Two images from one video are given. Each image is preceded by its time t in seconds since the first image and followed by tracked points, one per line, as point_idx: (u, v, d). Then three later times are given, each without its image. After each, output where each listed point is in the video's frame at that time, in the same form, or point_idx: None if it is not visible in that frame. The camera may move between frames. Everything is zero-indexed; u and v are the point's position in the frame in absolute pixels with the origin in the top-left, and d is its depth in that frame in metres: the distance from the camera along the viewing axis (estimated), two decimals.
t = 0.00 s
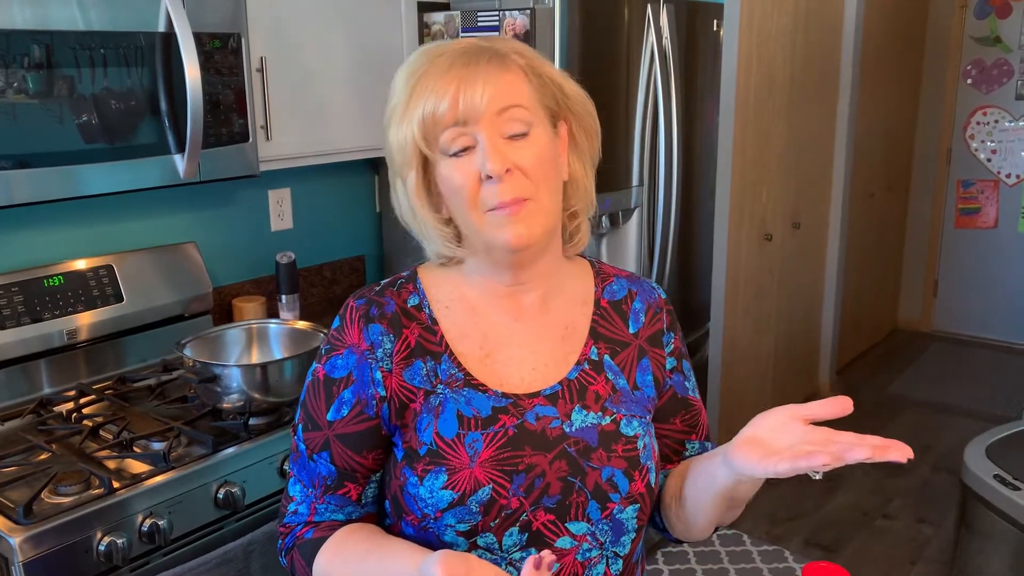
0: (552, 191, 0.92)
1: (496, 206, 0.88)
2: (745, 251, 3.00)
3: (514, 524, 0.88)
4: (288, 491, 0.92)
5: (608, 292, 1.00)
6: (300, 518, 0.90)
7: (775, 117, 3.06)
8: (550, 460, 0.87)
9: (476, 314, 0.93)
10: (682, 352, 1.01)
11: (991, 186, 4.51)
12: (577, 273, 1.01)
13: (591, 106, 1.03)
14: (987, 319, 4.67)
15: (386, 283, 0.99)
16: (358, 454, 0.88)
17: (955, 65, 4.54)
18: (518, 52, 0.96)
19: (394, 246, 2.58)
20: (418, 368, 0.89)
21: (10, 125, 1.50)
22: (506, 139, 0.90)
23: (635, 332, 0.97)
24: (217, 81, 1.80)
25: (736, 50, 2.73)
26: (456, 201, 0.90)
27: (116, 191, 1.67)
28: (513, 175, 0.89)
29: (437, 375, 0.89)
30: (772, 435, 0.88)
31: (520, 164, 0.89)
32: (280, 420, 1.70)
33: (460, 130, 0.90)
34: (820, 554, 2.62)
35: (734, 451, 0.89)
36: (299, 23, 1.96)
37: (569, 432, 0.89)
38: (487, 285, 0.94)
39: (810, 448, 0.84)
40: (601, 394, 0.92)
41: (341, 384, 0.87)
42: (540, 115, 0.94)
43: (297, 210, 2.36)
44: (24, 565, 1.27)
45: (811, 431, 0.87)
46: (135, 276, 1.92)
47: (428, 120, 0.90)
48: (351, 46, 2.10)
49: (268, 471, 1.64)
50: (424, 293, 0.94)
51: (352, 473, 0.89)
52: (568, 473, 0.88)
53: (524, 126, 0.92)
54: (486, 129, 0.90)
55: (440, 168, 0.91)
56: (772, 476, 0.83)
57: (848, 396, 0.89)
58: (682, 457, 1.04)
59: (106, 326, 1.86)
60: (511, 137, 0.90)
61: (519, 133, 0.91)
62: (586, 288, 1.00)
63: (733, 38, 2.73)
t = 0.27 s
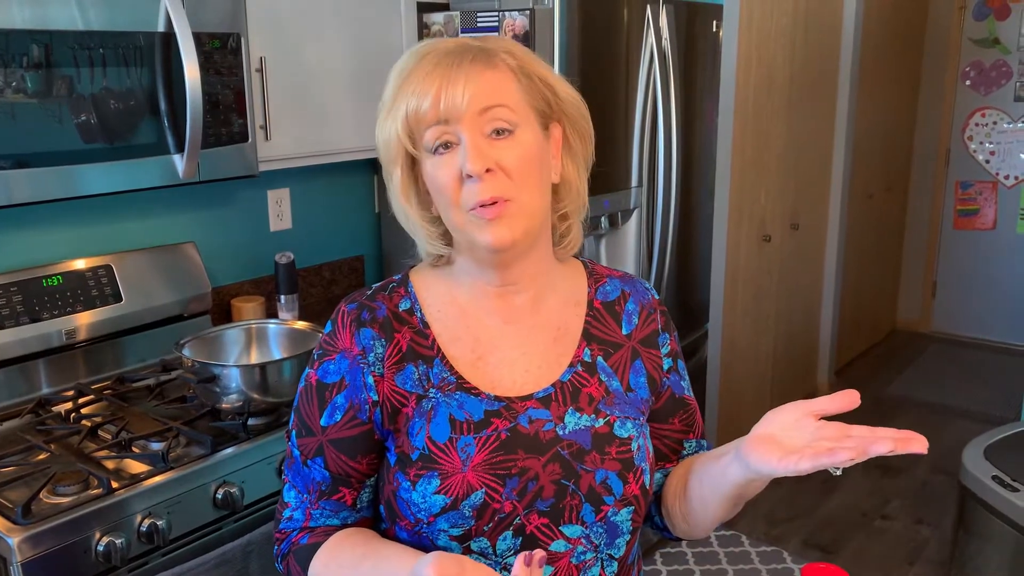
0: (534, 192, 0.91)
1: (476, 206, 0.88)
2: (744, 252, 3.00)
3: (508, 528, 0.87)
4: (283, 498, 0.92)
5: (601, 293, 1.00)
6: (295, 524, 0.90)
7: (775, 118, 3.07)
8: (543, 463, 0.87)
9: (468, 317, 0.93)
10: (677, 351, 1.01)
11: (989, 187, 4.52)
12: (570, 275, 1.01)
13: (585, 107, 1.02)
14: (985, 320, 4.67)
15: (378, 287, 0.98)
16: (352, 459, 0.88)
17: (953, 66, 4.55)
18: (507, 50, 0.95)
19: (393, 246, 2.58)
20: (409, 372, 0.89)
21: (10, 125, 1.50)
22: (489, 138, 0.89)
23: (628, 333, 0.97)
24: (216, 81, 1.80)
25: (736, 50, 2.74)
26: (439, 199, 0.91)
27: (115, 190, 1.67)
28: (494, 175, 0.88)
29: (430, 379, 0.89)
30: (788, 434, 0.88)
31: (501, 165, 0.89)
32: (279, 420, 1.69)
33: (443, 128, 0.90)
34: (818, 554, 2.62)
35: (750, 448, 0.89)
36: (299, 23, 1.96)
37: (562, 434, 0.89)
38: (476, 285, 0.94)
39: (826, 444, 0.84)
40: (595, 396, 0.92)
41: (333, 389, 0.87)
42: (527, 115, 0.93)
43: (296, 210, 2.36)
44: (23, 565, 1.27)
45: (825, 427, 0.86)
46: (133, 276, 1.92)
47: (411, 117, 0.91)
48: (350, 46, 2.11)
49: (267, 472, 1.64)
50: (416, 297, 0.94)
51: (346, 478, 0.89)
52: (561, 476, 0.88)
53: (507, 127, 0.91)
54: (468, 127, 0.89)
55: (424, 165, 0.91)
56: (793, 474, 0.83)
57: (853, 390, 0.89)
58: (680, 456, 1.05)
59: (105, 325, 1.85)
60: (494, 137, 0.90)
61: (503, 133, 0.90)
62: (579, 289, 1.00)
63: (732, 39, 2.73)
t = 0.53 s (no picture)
0: (536, 186, 0.91)
1: (477, 198, 0.88)
2: (743, 253, 3.00)
3: (503, 528, 0.87)
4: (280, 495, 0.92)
5: (600, 295, 1.00)
6: (292, 521, 0.90)
7: (775, 118, 3.07)
8: (539, 464, 0.87)
9: (466, 316, 0.93)
10: (676, 352, 1.01)
11: (989, 188, 4.52)
12: (569, 275, 1.00)
13: (590, 110, 1.03)
14: (984, 321, 4.67)
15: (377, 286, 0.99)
16: (349, 457, 0.88)
17: (953, 67, 4.55)
18: (514, 48, 0.96)
19: (392, 246, 2.58)
20: (406, 371, 0.89)
21: (9, 124, 1.50)
22: (493, 131, 0.90)
23: (626, 335, 0.97)
24: (216, 81, 1.80)
25: (736, 51, 2.73)
26: (441, 191, 0.91)
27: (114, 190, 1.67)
28: (496, 168, 0.88)
29: (426, 378, 0.89)
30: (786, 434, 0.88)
31: (504, 157, 0.89)
32: (278, 419, 1.70)
33: (448, 120, 0.90)
34: (817, 555, 2.62)
35: (746, 450, 0.89)
36: (299, 23, 1.96)
37: (558, 435, 0.89)
38: (473, 283, 0.94)
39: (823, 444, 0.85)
40: (591, 397, 0.92)
41: (331, 387, 0.88)
42: (532, 112, 0.93)
43: (295, 210, 2.35)
44: (22, 565, 1.27)
45: (821, 428, 0.87)
46: (133, 276, 1.92)
47: (417, 108, 0.91)
48: (350, 46, 2.10)
49: (266, 472, 1.64)
50: (414, 296, 0.94)
51: (343, 476, 0.89)
52: (557, 477, 0.88)
53: (511, 121, 0.91)
54: (473, 120, 0.90)
55: (428, 157, 0.91)
56: (790, 476, 0.83)
57: (848, 389, 0.90)
58: (678, 458, 1.04)
59: (104, 325, 1.85)
60: (498, 130, 0.90)
61: (507, 127, 0.91)
62: (578, 289, 0.99)
63: (732, 39, 2.73)
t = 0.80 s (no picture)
0: (544, 182, 0.91)
1: (487, 189, 0.88)
2: (743, 253, 3.00)
3: (494, 527, 0.87)
4: (277, 489, 0.92)
5: (600, 296, 0.99)
6: (288, 515, 0.90)
7: (774, 119, 3.07)
8: (532, 463, 0.87)
9: (464, 314, 0.93)
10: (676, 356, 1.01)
11: (988, 189, 4.53)
12: (569, 275, 1.00)
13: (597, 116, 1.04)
14: (983, 321, 4.67)
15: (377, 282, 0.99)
16: (344, 452, 0.88)
17: (952, 68, 4.55)
18: (529, 49, 0.97)
19: (391, 245, 2.57)
20: (402, 368, 0.89)
21: (8, 123, 1.50)
22: (506, 126, 0.90)
23: (625, 338, 0.97)
24: (215, 80, 1.80)
25: (736, 51, 2.73)
26: (450, 183, 0.90)
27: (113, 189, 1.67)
28: (507, 161, 0.89)
29: (422, 375, 0.89)
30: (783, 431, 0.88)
31: (515, 151, 0.89)
32: (277, 419, 1.70)
33: (461, 111, 0.90)
34: (816, 555, 2.63)
35: (745, 450, 0.89)
36: (298, 22, 1.96)
37: (552, 435, 0.88)
38: (472, 281, 0.94)
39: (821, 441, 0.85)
40: (587, 398, 0.91)
41: (328, 382, 0.88)
42: (544, 110, 0.94)
43: (294, 209, 2.35)
44: (21, 564, 1.26)
45: (818, 424, 0.87)
46: (131, 275, 1.91)
47: (430, 99, 0.91)
48: (350, 45, 2.10)
49: (264, 471, 1.64)
50: (413, 293, 0.94)
51: (339, 471, 0.89)
52: (550, 476, 0.87)
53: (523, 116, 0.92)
54: (486, 113, 0.90)
55: (438, 148, 0.91)
56: (790, 474, 0.83)
57: (846, 386, 0.89)
58: (677, 461, 1.04)
59: (102, 325, 1.85)
60: (510, 124, 0.90)
61: (519, 122, 0.91)
62: (577, 291, 0.99)
63: (732, 39, 2.73)
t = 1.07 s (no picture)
0: (536, 181, 0.90)
1: (476, 186, 0.88)
2: (742, 252, 3.00)
3: (492, 527, 0.87)
4: (276, 486, 0.93)
5: (601, 297, 0.99)
6: (287, 512, 0.91)
7: (773, 120, 3.07)
8: (531, 463, 0.87)
9: (464, 314, 0.93)
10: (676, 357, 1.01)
11: (987, 189, 4.53)
12: (571, 276, 1.00)
13: (604, 118, 1.03)
14: (982, 321, 4.68)
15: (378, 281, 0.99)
16: (344, 450, 0.89)
17: (951, 68, 4.55)
18: (533, 47, 0.97)
19: (390, 245, 2.57)
20: (403, 367, 0.89)
21: (7, 122, 1.50)
22: (499, 123, 0.90)
23: (626, 339, 0.97)
24: (215, 79, 1.80)
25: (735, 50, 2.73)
26: (443, 177, 0.91)
27: (112, 189, 1.67)
28: (496, 158, 0.88)
29: (422, 374, 0.89)
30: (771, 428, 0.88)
31: (505, 148, 0.89)
32: (276, 419, 1.70)
33: (455, 107, 0.91)
34: (815, 555, 2.63)
35: (736, 451, 0.88)
36: (297, 22, 1.96)
37: (552, 435, 0.88)
38: (473, 280, 0.94)
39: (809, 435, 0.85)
40: (587, 399, 0.91)
41: (328, 380, 0.88)
42: (542, 109, 0.93)
43: (293, 209, 2.35)
44: (20, 563, 1.27)
45: (805, 417, 0.87)
46: (130, 274, 1.91)
47: (428, 94, 0.92)
48: (350, 45, 2.10)
49: (263, 470, 1.64)
50: (414, 292, 0.94)
51: (339, 469, 0.90)
52: (548, 477, 0.87)
53: (518, 113, 0.91)
54: (480, 110, 0.90)
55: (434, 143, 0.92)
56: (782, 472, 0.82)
57: (824, 376, 0.91)
58: (677, 463, 1.04)
59: (102, 324, 1.85)
60: (504, 122, 0.90)
61: (514, 120, 0.91)
62: (578, 291, 0.99)
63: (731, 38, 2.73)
